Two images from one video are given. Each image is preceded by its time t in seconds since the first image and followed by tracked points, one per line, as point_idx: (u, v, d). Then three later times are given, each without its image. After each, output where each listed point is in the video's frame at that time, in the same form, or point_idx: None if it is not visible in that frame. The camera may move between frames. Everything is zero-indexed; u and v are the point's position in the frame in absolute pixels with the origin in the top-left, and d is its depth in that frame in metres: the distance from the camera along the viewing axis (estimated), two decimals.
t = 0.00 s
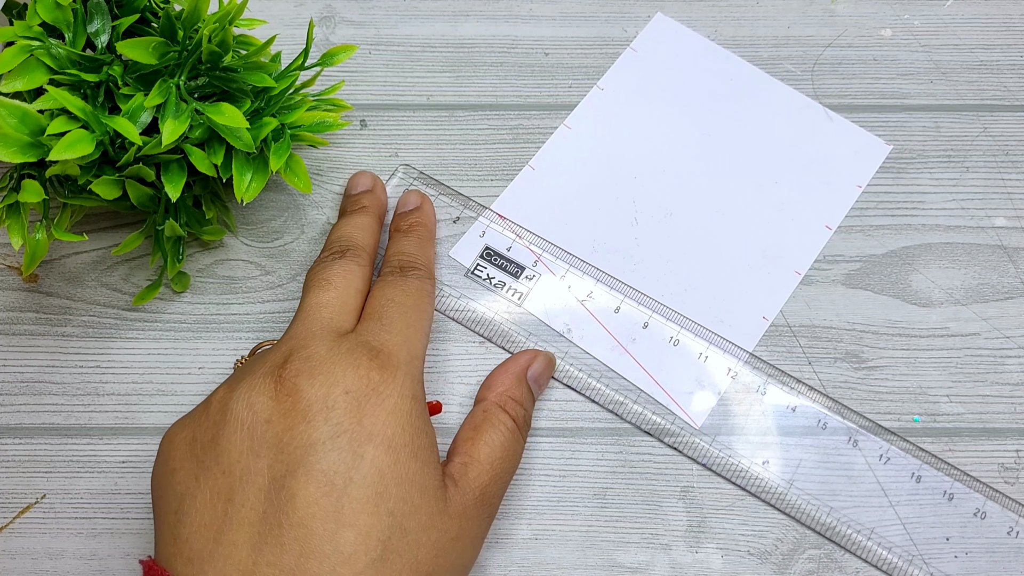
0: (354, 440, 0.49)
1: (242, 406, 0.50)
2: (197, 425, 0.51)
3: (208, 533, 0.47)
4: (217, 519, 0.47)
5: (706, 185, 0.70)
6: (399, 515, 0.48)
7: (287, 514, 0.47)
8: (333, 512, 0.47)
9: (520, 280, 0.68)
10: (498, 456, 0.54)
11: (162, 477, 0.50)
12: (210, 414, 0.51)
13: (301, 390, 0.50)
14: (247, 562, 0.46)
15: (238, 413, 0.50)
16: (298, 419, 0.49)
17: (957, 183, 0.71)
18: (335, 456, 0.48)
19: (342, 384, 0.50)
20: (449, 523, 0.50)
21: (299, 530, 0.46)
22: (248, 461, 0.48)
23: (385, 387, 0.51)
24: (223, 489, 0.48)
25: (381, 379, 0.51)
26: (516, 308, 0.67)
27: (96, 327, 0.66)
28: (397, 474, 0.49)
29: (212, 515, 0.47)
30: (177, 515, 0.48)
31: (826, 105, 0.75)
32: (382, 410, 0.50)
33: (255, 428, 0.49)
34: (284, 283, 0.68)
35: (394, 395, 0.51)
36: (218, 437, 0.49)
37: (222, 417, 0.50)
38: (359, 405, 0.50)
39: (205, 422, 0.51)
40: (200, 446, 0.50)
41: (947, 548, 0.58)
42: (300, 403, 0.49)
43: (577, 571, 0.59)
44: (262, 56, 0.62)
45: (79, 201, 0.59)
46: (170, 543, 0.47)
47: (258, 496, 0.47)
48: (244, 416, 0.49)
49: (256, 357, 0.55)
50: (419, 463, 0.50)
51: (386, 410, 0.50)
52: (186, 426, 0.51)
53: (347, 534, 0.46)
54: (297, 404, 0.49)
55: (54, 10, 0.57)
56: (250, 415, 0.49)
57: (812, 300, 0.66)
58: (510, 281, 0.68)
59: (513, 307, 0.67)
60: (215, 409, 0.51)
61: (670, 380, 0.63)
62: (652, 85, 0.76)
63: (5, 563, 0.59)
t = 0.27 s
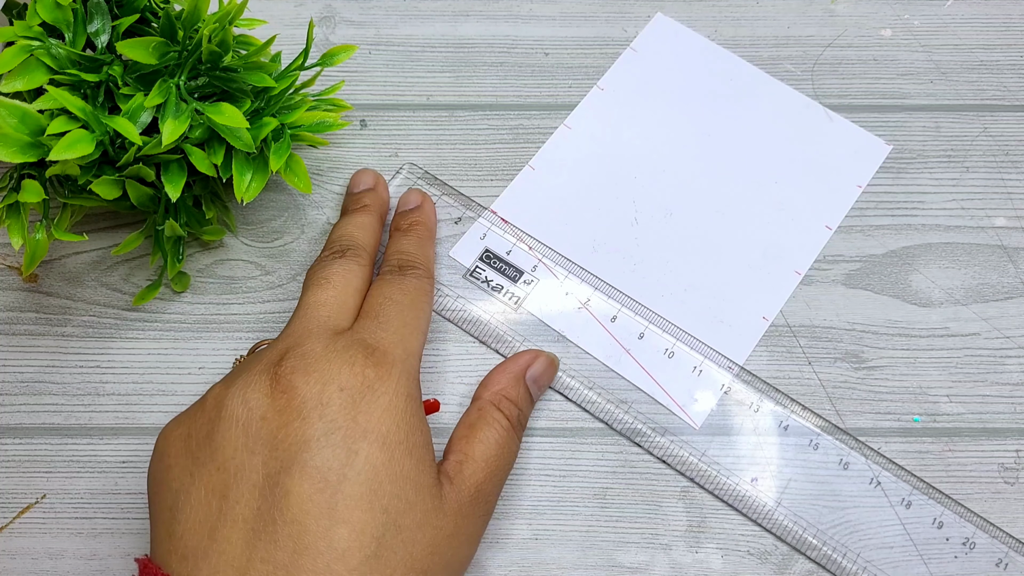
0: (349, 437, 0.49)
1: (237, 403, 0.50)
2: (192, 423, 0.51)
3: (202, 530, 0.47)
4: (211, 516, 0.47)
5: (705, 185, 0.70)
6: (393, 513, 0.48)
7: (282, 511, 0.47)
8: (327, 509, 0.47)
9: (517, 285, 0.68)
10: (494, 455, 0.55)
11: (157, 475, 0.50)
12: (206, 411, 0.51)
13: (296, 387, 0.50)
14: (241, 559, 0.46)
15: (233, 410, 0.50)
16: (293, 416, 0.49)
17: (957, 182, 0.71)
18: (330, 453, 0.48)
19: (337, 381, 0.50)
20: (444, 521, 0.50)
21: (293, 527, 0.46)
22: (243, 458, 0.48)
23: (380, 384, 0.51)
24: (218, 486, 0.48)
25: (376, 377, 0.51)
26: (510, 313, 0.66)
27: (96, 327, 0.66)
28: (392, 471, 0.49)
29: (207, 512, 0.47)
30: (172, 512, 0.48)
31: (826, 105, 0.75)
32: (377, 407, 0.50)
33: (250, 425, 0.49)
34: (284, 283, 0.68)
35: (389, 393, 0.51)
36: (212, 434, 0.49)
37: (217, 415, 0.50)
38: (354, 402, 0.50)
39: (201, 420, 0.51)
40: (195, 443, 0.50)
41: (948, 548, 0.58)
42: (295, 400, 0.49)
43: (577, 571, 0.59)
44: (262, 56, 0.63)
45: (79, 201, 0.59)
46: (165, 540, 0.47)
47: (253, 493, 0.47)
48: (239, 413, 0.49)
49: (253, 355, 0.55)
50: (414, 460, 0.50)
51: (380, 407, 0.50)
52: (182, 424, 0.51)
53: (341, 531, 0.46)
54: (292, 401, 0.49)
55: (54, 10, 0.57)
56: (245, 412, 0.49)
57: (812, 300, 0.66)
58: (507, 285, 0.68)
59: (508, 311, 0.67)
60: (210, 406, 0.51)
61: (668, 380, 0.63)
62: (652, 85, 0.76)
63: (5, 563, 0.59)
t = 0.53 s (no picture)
0: (347, 438, 0.49)
1: (235, 404, 0.50)
2: (190, 424, 0.51)
3: (200, 531, 0.47)
4: (209, 517, 0.47)
5: (705, 185, 0.70)
6: (392, 513, 0.48)
7: (280, 512, 0.47)
8: (326, 509, 0.47)
9: (515, 287, 0.68)
10: (494, 456, 0.54)
11: (156, 476, 0.50)
12: (204, 413, 0.51)
13: (294, 388, 0.50)
14: (240, 560, 0.46)
15: (231, 411, 0.50)
16: (290, 417, 0.49)
17: (957, 183, 0.71)
18: (328, 453, 0.48)
19: (334, 381, 0.50)
20: (443, 521, 0.50)
21: (292, 527, 0.46)
22: (240, 459, 0.48)
23: (377, 384, 0.51)
24: (216, 488, 0.48)
25: (374, 377, 0.51)
26: (509, 314, 0.66)
27: (96, 327, 0.66)
28: (390, 471, 0.49)
29: (205, 513, 0.47)
30: (170, 514, 0.48)
31: (826, 105, 0.75)
32: (375, 408, 0.50)
33: (248, 426, 0.49)
34: (284, 283, 0.68)
35: (387, 393, 0.51)
36: (210, 435, 0.49)
37: (215, 416, 0.50)
38: (351, 403, 0.50)
39: (199, 421, 0.51)
40: (193, 444, 0.50)
41: (948, 548, 0.58)
42: (293, 401, 0.49)
43: (577, 571, 0.59)
44: (262, 56, 0.63)
45: (79, 201, 0.59)
46: (164, 541, 0.47)
47: (251, 494, 0.47)
48: (237, 415, 0.49)
49: (251, 355, 0.55)
50: (412, 461, 0.50)
51: (378, 408, 0.50)
52: (180, 425, 0.51)
53: (340, 532, 0.46)
54: (289, 402, 0.49)
55: (54, 10, 0.57)
56: (243, 413, 0.49)
57: (812, 300, 0.66)
58: (506, 287, 0.68)
59: (507, 313, 0.67)
60: (208, 407, 0.51)
61: (668, 380, 0.63)
62: (652, 85, 0.76)
63: (5, 563, 0.59)
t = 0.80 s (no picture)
0: (345, 437, 0.49)
1: (233, 405, 0.50)
2: (189, 425, 0.51)
3: (199, 531, 0.47)
4: (208, 518, 0.47)
5: (705, 185, 0.70)
6: (390, 513, 0.48)
7: (278, 512, 0.47)
8: (324, 509, 0.47)
9: (514, 288, 0.68)
10: (495, 459, 0.54)
11: (155, 477, 0.50)
12: (202, 414, 0.51)
13: (291, 389, 0.50)
14: (239, 561, 0.46)
15: (229, 412, 0.50)
16: (288, 418, 0.49)
17: (957, 183, 0.71)
18: (325, 454, 0.48)
19: (332, 381, 0.50)
20: (441, 521, 0.50)
21: (290, 528, 0.46)
22: (239, 459, 0.48)
23: (375, 384, 0.51)
24: (214, 488, 0.48)
25: (372, 377, 0.51)
26: (507, 315, 0.66)
27: (95, 327, 0.66)
28: (388, 471, 0.49)
29: (204, 514, 0.47)
30: (169, 515, 0.48)
31: (826, 105, 0.75)
32: (372, 407, 0.50)
33: (246, 427, 0.49)
34: (284, 283, 0.68)
35: (385, 393, 0.51)
36: (209, 436, 0.49)
37: (213, 417, 0.50)
38: (349, 403, 0.50)
39: (197, 422, 0.51)
40: (191, 445, 0.50)
41: (947, 548, 0.58)
42: (291, 401, 0.49)
43: (577, 571, 0.59)
44: (262, 56, 0.63)
45: (79, 201, 0.59)
46: (163, 542, 0.47)
47: (249, 495, 0.47)
48: (235, 415, 0.49)
49: (249, 356, 0.55)
50: (411, 460, 0.50)
51: (376, 408, 0.50)
52: (178, 426, 0.51)
53: (339, 532, 0.47)
54: (287, 402, 0.49)
55: (54, 10, 0.57)
56: (240, 414, 0.49)
57: (812, 300, 0.66)
58: (505, 288, 0.68)
59: (506, 313, 0.67)
60: (206, 408, 0.51)
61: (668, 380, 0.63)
62: (652, 85, 0.76)
63: (5, 563, 0.59)
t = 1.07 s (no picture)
0: (349, 437, 0.49)
1: (237, 404, 0.50)
2: (193, 424, 0.51)
3: (203, 531, 0.47)
4: (213, 517, 0.47)
5: (705, 185, 0.70)
6: (395, 513, 0.48)
7: (283, 512, 0.47)
8: (329, 509, 0.47)
9: (514, 287, 0.68)
10: (503, 463, 0.54)
11: (158, 476, 0.50)
12: (206, 413, 0.51)
13: (296, 388, 0.50)
14: (243, 561, 0.46)
15: (234, 412, 0.50)
16: (293, 417, 0.49)
17: (957, 182, 0.71)
18: (330, 453, 0.48)
19: (336, 381, 0.50)
20: (446, 522, 0.50)
21: (295, 528, 0.46)
22: (243, 459, 0.48)
23: (379, 384, 0.51)
24: (219, 488, 0.48)
25: (376, 376, 0.51)
26: (508, 313, 0.66)
27: (95, 327, 0.66)
28: (392, 471, 0.49)
29: (208, 513, 0.47)
30: (173, 514, 0.48)
31: (826, 105, 0.75)
32: (377, 407, 0.50)
33: (250, 426, 0.49)
34: (284, 283, 0.68)
35: (389, 393, 0.51)
36: (213, 435, 0.49)
37: (217, 416, 0.50)
38: (353, 403, 0.50)
39: (201, 421, 0.51)
40: (196, 444, 0.50)
41: (947, 548, 0.58)
42: (295, 401, 0.49)
43: (577, 571, 0.59)
44: (262, 56, 0.62)
45: (79, 201, 0.59)
46: (167, 541, 0.47)
47: (254, 494, 0.47)
48: (240, 415, 0.49)
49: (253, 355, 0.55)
50: (415, 460, 0.50)
51: (380, 408, 0.50)
52: (182, 425, 0.51)
53: (343, 532, 0.47)
54: (292, 402, 0.49)
55: (54, 10, 0.57)
56: (245, 413, 0.49)
57: (812, 300, 0.66)
58: (505, 287, 0.68)
59: (506, 312, 0.67)
60: (210, 407, 0.51)
61: (669, 380, 0.63)
62: (652, 85, 0.76)
63: (5, 563, 0.59)
